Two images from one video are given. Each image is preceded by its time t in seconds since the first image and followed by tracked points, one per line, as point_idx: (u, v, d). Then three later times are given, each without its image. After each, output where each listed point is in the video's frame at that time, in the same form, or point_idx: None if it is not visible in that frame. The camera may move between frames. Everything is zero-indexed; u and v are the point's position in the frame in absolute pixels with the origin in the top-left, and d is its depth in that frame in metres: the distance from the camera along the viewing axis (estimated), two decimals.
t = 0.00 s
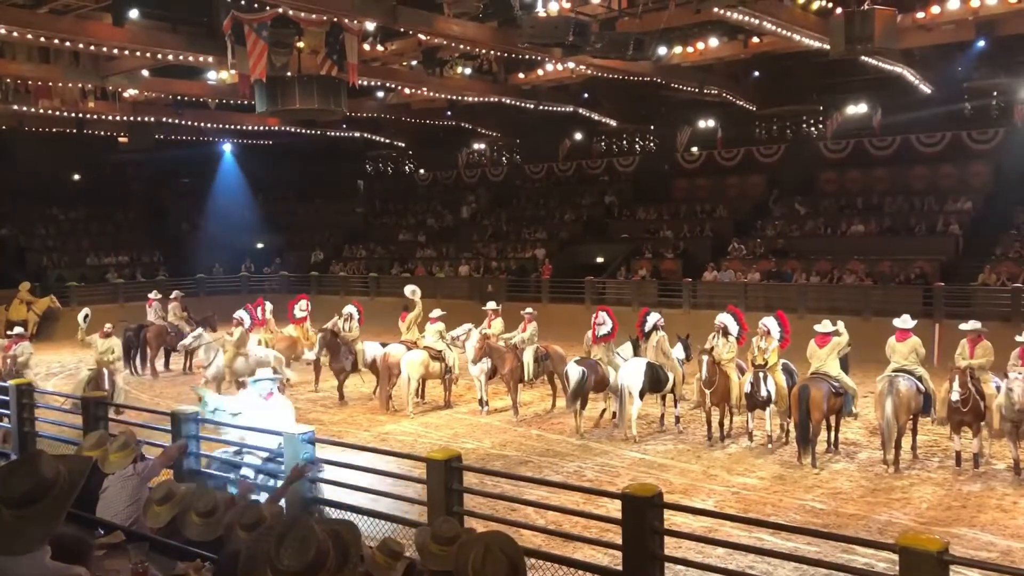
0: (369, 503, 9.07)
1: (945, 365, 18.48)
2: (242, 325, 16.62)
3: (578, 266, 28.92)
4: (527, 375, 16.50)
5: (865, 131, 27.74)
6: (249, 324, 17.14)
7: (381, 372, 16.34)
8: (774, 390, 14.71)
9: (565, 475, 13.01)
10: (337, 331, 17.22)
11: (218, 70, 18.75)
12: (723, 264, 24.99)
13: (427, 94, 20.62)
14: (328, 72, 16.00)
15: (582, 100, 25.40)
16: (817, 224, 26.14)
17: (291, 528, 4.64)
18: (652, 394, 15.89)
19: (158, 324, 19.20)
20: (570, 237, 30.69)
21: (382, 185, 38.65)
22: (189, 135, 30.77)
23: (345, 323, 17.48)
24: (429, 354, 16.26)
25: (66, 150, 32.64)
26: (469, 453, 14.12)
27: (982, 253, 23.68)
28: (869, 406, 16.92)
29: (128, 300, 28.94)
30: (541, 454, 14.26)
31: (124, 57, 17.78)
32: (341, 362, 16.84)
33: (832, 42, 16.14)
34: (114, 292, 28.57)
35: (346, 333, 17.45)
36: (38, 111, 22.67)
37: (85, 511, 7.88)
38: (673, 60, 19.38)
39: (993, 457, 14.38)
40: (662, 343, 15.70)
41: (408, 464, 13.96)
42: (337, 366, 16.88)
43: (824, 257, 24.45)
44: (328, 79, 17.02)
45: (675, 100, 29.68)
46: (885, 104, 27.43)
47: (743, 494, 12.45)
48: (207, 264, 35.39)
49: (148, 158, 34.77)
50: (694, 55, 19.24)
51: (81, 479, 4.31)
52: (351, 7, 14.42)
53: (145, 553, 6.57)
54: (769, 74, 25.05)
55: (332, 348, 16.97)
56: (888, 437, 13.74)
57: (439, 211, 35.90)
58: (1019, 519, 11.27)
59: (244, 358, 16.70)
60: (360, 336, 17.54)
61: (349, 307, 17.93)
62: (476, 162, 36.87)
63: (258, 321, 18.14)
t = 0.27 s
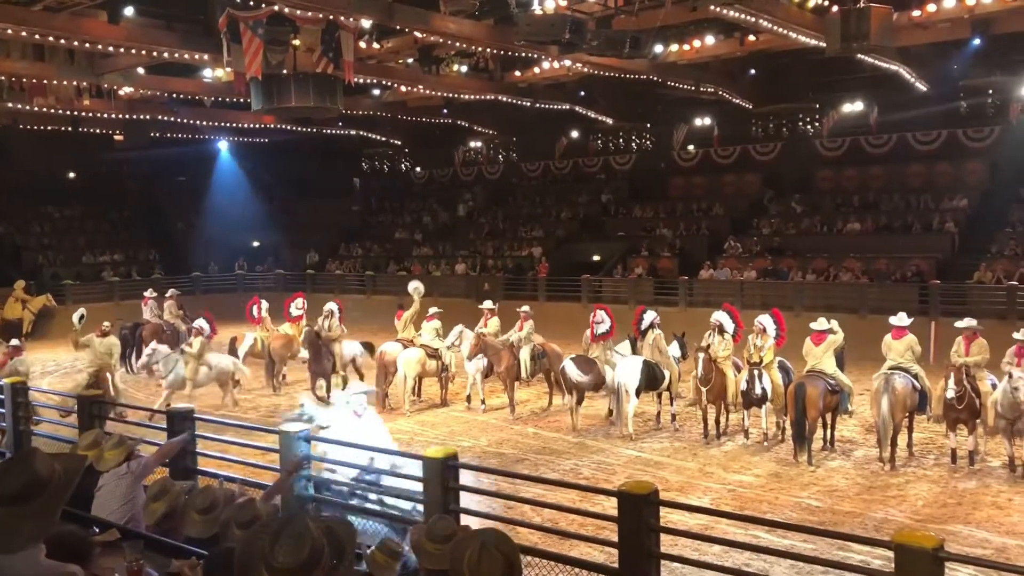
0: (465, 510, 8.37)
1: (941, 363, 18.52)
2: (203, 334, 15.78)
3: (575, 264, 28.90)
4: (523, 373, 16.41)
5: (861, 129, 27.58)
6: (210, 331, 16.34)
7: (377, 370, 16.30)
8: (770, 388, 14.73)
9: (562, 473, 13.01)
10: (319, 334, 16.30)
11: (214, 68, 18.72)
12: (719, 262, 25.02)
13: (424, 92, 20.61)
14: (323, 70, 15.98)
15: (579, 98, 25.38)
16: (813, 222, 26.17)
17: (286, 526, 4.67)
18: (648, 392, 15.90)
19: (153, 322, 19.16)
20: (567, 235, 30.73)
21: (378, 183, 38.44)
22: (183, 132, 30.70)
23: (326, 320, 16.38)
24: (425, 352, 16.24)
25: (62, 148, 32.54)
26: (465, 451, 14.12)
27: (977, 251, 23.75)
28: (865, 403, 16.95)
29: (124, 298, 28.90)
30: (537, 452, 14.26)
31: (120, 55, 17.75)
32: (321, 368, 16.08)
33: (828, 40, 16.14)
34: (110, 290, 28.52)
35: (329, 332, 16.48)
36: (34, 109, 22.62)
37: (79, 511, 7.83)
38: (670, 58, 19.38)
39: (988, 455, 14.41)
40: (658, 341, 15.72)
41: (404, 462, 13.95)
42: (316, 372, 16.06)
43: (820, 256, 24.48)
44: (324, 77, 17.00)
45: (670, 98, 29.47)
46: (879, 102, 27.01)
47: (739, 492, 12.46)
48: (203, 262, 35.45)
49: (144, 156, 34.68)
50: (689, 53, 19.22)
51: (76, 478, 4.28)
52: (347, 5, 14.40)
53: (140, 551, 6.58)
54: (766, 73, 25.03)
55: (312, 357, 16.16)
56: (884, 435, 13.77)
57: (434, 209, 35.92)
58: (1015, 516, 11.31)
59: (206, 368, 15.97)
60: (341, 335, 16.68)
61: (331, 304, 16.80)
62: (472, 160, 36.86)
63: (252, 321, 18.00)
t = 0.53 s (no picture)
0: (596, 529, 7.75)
1: (932, 360, 18.60)
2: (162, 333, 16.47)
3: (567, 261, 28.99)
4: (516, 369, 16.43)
5: (853, 127, 27.72)
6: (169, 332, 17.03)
7: (369, 367, 16.27)
8: (762, 384, 14.77)
9: (554, 470, 13.02)
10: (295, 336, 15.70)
11: (206, 64, 18.67)
12: (711, 260, 25.08)
13: (417, 88, 20.60)
14: (316, 66, 15.93)
15: (572, 95, 25.36)
16: (805, 220, 26.24)
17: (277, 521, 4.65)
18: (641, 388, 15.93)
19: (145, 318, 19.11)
20: (560, 232, 30.78)
21: (370, 180, 38.34)
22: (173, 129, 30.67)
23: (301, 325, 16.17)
24: (418, 349, 16.24)
25: (53, 144, 32.20)
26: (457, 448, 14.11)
27: (967, 248, 23.86)
28: (856, 400, 17.00)
29: (116, 295, 28.82)
30: (529, 448, 14.27)
31: (111, 50, 17.69)
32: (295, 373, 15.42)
33: (821, 38, 16.15)
34: (101, 287, 28.43)
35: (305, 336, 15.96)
36: (25, 105, 22.53)
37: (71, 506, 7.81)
38: (663, 55, 19.39)
39: (979, 451, 14.48)
40: (651, 337, 15.83)
41: (397, 458, 13.94)
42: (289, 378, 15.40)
43: (812, 253, 24.54)
44: (316, 73, 16.96)
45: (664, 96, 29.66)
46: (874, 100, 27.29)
47: (731, 488, 12.49)
48: (195, 257, 35.52)
49: (136, 152, 34.36)
50: (682, 51, 19.23)
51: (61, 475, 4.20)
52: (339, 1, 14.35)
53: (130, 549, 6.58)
54: (760, 71, 25.03)
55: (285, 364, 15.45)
56: (875, 431, 13.82)
57: (427, 205, 36.17)
58: (1004, 512, 11.37)
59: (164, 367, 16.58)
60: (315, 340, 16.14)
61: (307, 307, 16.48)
62: (466, 157, 36.64)
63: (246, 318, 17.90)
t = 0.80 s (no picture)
0: (723, 568, 7.37)
1: (918, 357, 18.71)
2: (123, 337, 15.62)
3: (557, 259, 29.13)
4: (502, 367, 16.23)
5: (840, 124, 27.85)
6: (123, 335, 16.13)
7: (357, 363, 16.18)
8: (749, 381, 14.85)
9: (543, 466, 13.04)
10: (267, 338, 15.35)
11: (193, 59, 18.59)
12: (700, 257, 25.15)
13: (406, 85, 20.57)
14: (304, 62, 15.90)
15: (561, 92, 25.34)
16: (793, 218, 26.34)
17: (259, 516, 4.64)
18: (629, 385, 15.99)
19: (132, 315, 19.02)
20: (549, 229, 30.86)
21: (358, 176, 38.53)
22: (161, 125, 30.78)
23: (273, 322, 15.65)
24: (407, 346, 16.25)
25: (39, 139, 31.75)
26: (446, 445, 14.11)
27: (953, 245, 24.01)
28: (843, 396, 17.10)
29: (102, 291, 28.68)
30: (518, 445, 14.27)
31: (98, 45, 17.59)
32: (267, 379, 15.14)
33: (809, 36, 16.18)
34: (88, 283, 28.30)
35: (277, 337, 15.58)
36: (10, 100, 22.38)
37: (59, 504, 7.78)
38: (651, 53, 19.41)
39: (964, 447, 14.58)
40: (641, 334, 15.87)
41: (384, 455, 13.94)
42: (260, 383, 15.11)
43: (799, 250, 24.65)
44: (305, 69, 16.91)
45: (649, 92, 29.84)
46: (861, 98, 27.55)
47: (718, 484, 12.54)
48: (182, 253, 35.31)
49: (123, 147, 33.99)
50: (671, 48, 19.25)
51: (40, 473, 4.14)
52: None
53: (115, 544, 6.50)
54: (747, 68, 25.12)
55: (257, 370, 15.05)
56: (861, 428, 13.89)
57: (417, 202, 36.00)
58: (989, 507, 11.44)
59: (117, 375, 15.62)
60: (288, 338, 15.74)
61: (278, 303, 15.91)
62: (454, 154, 36.65)
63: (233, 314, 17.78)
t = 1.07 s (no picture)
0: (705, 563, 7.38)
1: (899, 351, 18.87)
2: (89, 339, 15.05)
3: (541, 255, 29.58)
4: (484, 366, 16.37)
5: (823, 121, 28.01)
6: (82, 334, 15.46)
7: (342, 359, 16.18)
8: (732, 376, 14.93)
9: (527, 462, 13.05)
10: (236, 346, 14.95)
11: (175, 55, 18.47)
12: (684, 253, 25.26)
13: (390, 81, 20.52)
14: (287, 58, 15.81)
15: (545, 88, 25.30)
16: (776, 213, 26.50)
17: (242, 511, 4.66)
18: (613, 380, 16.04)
19: (114, 312, 18.88)
20: (533, 225, 30.98)
21: (341, 172, 38.41)
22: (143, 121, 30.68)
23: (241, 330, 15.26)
24: (391, 342, 16.22)
25: (19, 134, 31.16)
26: (430, 441, 14.09)
27: (934, 241, 24.23)
28: (825, 391, 17.21)
29: (83, 288, 28.47)
30: (502, 441, 14.28)
31: (78, 40, 17.44)
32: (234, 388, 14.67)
33: (792, 33, 16.24)
34: (69, 280, 28.08)
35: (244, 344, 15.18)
36: None
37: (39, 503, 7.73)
38: (635, 49, 19.44)
39: (944, 441, 14.71)
40: (625, 330, 15.89)
41: (368, 452, 13.91)
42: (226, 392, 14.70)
43: (782, 246, 24.81)
44: (287, 65, 16.82)
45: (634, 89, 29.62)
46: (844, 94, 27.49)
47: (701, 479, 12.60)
48: (165, 250, 34.56)
49: (104, 143, 33.57)
50: (654, 44, 19.30)
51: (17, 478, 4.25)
52: None
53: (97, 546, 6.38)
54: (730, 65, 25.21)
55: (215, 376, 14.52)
56: (843, 422, 13.98)
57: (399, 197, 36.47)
58: (968, 500, 11.56)
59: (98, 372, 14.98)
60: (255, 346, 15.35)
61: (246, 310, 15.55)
62: (438, 150, 36.39)
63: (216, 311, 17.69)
